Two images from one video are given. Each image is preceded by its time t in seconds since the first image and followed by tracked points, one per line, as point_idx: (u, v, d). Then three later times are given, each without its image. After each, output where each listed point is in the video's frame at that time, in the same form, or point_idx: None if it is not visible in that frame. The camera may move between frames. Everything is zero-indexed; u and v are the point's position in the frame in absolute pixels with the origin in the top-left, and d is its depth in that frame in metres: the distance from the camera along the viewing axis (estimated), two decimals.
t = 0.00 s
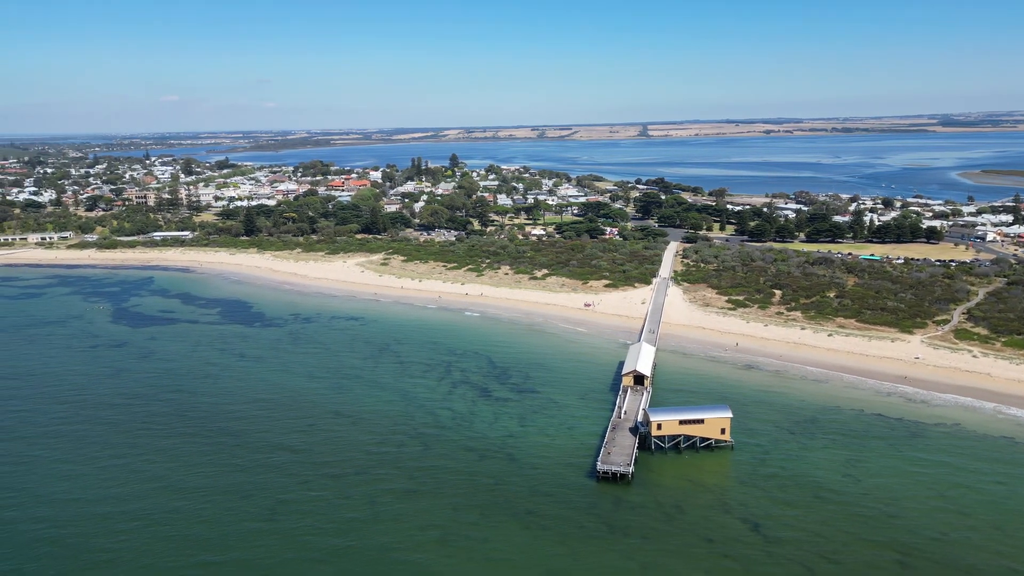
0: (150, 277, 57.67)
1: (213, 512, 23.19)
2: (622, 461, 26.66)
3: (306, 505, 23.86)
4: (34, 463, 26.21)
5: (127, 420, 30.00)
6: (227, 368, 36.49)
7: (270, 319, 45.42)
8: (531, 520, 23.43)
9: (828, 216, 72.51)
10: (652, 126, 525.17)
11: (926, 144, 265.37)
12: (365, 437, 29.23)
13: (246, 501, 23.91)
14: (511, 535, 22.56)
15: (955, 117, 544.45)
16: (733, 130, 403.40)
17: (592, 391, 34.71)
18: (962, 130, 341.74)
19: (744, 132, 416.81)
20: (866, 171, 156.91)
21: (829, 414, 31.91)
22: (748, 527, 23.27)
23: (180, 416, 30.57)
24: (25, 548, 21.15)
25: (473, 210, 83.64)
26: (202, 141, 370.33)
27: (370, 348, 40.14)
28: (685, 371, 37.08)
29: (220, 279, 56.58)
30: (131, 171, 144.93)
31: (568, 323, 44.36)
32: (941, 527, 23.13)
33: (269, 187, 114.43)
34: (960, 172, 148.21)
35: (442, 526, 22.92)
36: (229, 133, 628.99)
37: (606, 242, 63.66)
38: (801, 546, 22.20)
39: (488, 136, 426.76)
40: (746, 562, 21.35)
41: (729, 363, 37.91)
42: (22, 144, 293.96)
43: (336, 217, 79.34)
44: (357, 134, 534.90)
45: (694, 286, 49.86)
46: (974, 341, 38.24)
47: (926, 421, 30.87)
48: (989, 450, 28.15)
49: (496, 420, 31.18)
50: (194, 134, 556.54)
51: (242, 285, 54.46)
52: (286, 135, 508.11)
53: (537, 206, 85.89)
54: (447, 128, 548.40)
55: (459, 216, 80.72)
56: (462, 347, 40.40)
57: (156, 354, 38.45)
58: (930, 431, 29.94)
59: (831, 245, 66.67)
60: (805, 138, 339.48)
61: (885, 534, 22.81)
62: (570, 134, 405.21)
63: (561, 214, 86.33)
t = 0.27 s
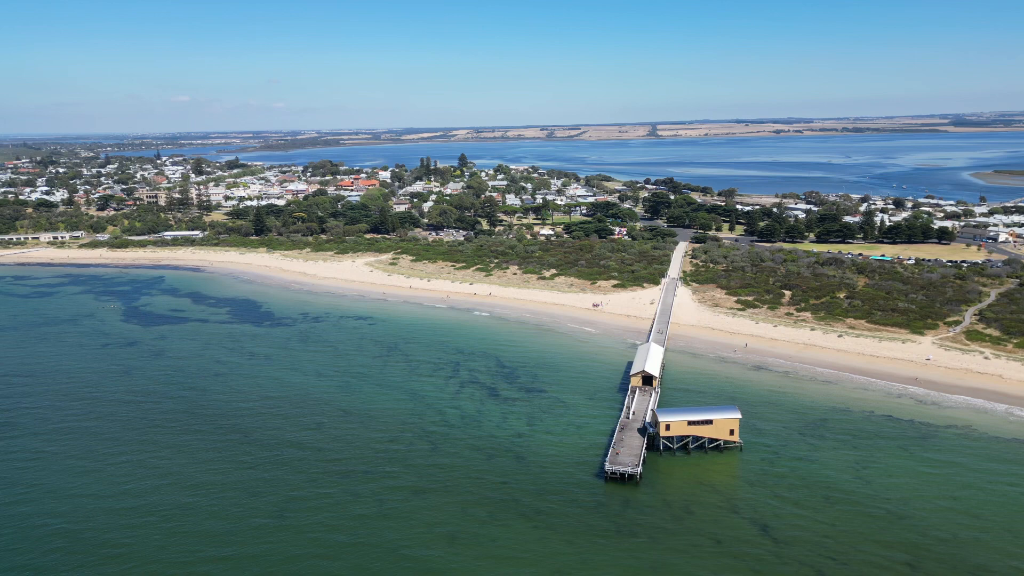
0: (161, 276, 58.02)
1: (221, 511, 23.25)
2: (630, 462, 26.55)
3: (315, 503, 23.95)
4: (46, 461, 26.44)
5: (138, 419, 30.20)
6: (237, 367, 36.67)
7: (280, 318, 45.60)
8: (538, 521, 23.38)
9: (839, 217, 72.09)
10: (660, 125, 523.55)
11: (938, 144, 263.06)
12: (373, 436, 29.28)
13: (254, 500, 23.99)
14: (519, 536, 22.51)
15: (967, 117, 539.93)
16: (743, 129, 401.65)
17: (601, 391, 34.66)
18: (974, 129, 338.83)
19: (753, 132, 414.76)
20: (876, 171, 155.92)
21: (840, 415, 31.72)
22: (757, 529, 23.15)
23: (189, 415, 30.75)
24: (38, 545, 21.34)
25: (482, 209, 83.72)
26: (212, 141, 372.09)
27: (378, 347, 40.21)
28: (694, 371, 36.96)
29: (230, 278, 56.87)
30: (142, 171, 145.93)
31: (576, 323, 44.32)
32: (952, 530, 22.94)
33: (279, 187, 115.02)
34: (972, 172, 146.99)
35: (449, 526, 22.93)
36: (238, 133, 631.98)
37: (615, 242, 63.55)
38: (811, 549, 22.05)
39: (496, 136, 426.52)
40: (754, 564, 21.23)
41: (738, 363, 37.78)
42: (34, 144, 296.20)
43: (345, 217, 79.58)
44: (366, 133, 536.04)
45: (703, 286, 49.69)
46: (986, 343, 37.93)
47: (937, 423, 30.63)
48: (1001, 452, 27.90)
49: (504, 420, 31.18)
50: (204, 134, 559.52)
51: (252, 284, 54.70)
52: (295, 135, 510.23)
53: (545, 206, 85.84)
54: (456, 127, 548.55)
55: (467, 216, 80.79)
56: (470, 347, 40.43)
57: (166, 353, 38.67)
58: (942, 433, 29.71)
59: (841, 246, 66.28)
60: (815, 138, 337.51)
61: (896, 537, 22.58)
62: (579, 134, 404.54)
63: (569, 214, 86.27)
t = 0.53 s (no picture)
0: (172, 275, 58.41)
1: (231, 509, 23.37)
2: (639, 463, 26.48)
3: (324, 502, 24.02)
4: (59, 457, 26.68)
5: (149, 417, 30.42)
6: (247, 366, 36.84)
7: (290, 317, 45.81)
8: (547, 521, 23.35)
9: (850, 217, 71.63)
10: (670, 125, 522.01)
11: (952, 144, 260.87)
12: (382, 435, 29.33)
13: (264, 498, 24.10)
14: (527, 535, 22.50)
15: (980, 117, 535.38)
16: (752, 130, 400.04)
17: (610, 391, 34.60)
18: (987, 129, 335.90)
19: (762, 132, 412.75)
20: (888, 171, 154.80)
21: (851, 417, 31.52)
22: (767, 531, 23.03)
23: (200, 413, 30.93)
24: (51, 541, 21.55)
25: (491, 209, 83.75)
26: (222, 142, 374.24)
27: (387, 347, 40.30)
28: (704, 372, 36.83)
29: (240, 277, 57.17)
30: (153, 171, 146.81)
31: (585, 323, 44.28)
32: (964, 533, 22.75)
33: (289, 186, 115.59)
34: (986, 172, 145.66)
35: (458, 525, 22.94)
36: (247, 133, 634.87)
37: (624, 243, 63.42)
38: (821, 551, 21.92)
39: (505, 136, 426.34)
40: (763, 566, 21.13)
41: (748, 364, 37.61)
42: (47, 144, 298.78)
43: (355, 216, 79.80)
44: (375, 134, 537.30)
45: (713, 287, 49.52)
46: (999, 344, 37.60)
47: (950, 425, 30.38)
48: (1014, 454, 27.64)
49: (513, 420, 31.19)
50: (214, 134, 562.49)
51: (262, 283, 54.96)
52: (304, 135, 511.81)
53: (555, 206, 85.79)
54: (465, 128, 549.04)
55: (476, 216, 80.84)
56: (479, 347, 40.43)
57: (177, 352, 38.93)
58: (954, 435, 29.47)
59: (852, 246, 65.87)
60: (826, 138, 335.57)
61: (908, 540, 22.40)
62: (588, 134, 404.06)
63: (579, 214, 86.17)
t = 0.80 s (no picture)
0: (183, 274, 58.78)
1: (241, 507, 23.47)
2: (648, 463, 26.40)
3: (333, 501, 24.09)
4: (72, 454, 26.92)
5: (160, 414, 30.62)
6: (257, 364, 37.01)
7: (300, 316, 45.98)
8: (555, 521, 23.31)
9: (861, 217, 71.17)
10: (679, 125, 520.32)
11: (965, 144, 258.38)
12: (392, 434, 29.38)
13: (274, 496, 24.18)
14: (536, 536, 22.47)
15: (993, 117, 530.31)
16: (763, 130, 398.04)
17: (619, 392, 34.52)
18: (1001, 129, 332.66)
19: (772, 132, 410.61)
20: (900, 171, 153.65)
21: (862, 418, 31.32)
22: (777, 533, 22.90)
23: (211, 411, 31.09)
24: (63, 536, 21.75)
25: (501, 209, 83.75)
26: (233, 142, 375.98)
27: (397, 346, 40.38)
28: (713, 373, 36.69)
29: (251, 277, 57.46)
30: (165, 170, 147.71)
31: (594, 323, 44.22)
32: (978, 537, 22.54)
33: (300, 186, 116.06)
34: (999, 172, 144.32)
35: (466, 525, 22.95)
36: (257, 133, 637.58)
37: (634, 243, 63.29)
38: (831, 554, 21.77)
39: (513, 136, 426.03)
40: (773, 568, 21.00)
41: (759, 365, 37.47)
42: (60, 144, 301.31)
43: (365, 216, 80.02)
44: (384, 134, 538.29)
45: (723, 287, 49.34)
46: (1012, 346, 37.28)
47: (962, 427, 30.13)
48: None
49: (522, 419, 31.17)
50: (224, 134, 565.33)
51: (272, 283, 55.21)
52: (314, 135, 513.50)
53: (564, 206, 85.72)
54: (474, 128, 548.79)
55: (486, 216, 80.87)
56: (488, 346, 40.44)
57: (188, 350, 39.16)
58: (967, 437, 29.22)
59: (864, 247, 65.45)
60: (837, 138, 333.33)
61: (919, 544, 22.22)
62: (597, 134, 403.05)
63: (588, 214, 86.04)
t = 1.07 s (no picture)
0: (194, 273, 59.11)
1: (250, 506, 23.60)
2: (657, 464, 26.34)
3: (342, 500, 24.17)
4: (84, 451, 27.16)
5: (170, 413, 30.82)
6: (267, 363, 37.18)
7: (309, 315, 46.16)
8: (563, 522, 23.30)
9: (872, 218, 70.74)
10: (688, 125, 518.58)
11: (977, 144, 256.07)
12: (400, 433, 29.45)
13: (283, 495, 24.29)
14: (544, 536, 22.47)
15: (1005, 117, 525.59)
16: (772, 130, 396.15)
17: (628, 392, 34.47)
18: (1013, 129, 329.80)
19: (782, 132, 408.44)
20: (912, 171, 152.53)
21: (873, 420, 31.13)
22: (786, 535, 22.81)
23: (221, 409, 31.27)
24: (75, 533, 21.93)
25: (509, 209, 83.77)
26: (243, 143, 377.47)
27: (406, 346, 40.47)
28: (723, 374, 36.56)
29: (261, 276, 57.73)
30: (175, 170, 148.52)
31: (603, 323, 44.17)
32: (989, 540, 22.37)
33: (310, 186, 116.41)
34: (1012, 172, 143.02)
35: (475, 524, 22.99)
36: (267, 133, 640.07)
37: (643, 243, 63.18)
38: (841, 556, 21.64)
39: (522, 136, 425.89)
40: (782, 570, 20.92)
41: (769, 366, 37.33)
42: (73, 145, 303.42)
43: (374, 216, 80.24)
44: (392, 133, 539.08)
45: (732, 288, 49.17)
46: None
47: (974, 429, 29.90)
48: None
49: (531, 419, 31.18)
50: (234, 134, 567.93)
51: (282, 282, 55.44)
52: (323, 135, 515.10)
53: (573, 206, 85.63)
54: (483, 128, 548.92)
55: (495, 215, 80.89)
56: (496, 346, 40.46)
57: (199, 349, 39.39)
58: (979, 439, 28.99)
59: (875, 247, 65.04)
60: (847, 138, 331.15)
61: (929, 546, 22.08)
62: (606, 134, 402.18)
63: (597, 214, 85.93)
